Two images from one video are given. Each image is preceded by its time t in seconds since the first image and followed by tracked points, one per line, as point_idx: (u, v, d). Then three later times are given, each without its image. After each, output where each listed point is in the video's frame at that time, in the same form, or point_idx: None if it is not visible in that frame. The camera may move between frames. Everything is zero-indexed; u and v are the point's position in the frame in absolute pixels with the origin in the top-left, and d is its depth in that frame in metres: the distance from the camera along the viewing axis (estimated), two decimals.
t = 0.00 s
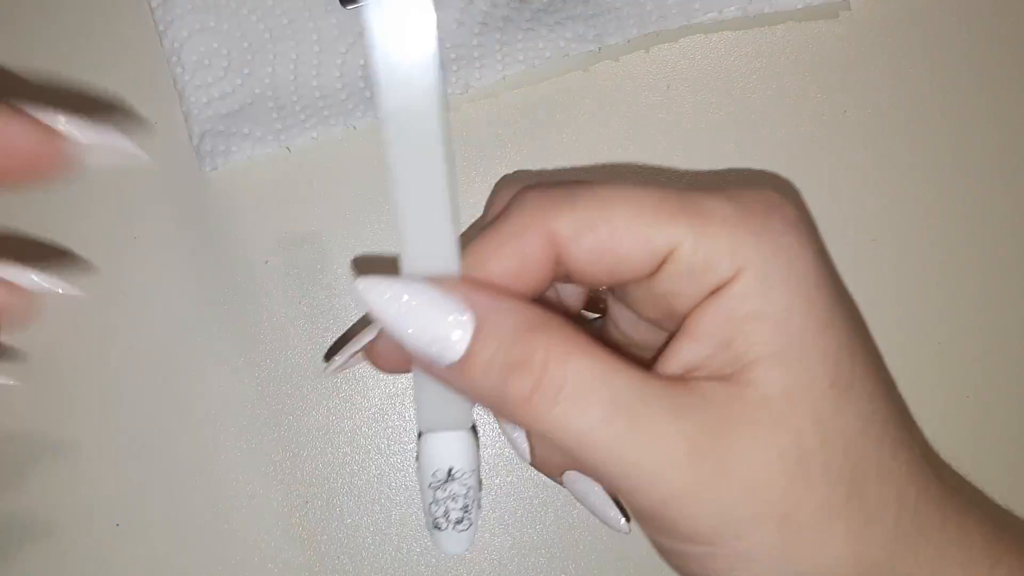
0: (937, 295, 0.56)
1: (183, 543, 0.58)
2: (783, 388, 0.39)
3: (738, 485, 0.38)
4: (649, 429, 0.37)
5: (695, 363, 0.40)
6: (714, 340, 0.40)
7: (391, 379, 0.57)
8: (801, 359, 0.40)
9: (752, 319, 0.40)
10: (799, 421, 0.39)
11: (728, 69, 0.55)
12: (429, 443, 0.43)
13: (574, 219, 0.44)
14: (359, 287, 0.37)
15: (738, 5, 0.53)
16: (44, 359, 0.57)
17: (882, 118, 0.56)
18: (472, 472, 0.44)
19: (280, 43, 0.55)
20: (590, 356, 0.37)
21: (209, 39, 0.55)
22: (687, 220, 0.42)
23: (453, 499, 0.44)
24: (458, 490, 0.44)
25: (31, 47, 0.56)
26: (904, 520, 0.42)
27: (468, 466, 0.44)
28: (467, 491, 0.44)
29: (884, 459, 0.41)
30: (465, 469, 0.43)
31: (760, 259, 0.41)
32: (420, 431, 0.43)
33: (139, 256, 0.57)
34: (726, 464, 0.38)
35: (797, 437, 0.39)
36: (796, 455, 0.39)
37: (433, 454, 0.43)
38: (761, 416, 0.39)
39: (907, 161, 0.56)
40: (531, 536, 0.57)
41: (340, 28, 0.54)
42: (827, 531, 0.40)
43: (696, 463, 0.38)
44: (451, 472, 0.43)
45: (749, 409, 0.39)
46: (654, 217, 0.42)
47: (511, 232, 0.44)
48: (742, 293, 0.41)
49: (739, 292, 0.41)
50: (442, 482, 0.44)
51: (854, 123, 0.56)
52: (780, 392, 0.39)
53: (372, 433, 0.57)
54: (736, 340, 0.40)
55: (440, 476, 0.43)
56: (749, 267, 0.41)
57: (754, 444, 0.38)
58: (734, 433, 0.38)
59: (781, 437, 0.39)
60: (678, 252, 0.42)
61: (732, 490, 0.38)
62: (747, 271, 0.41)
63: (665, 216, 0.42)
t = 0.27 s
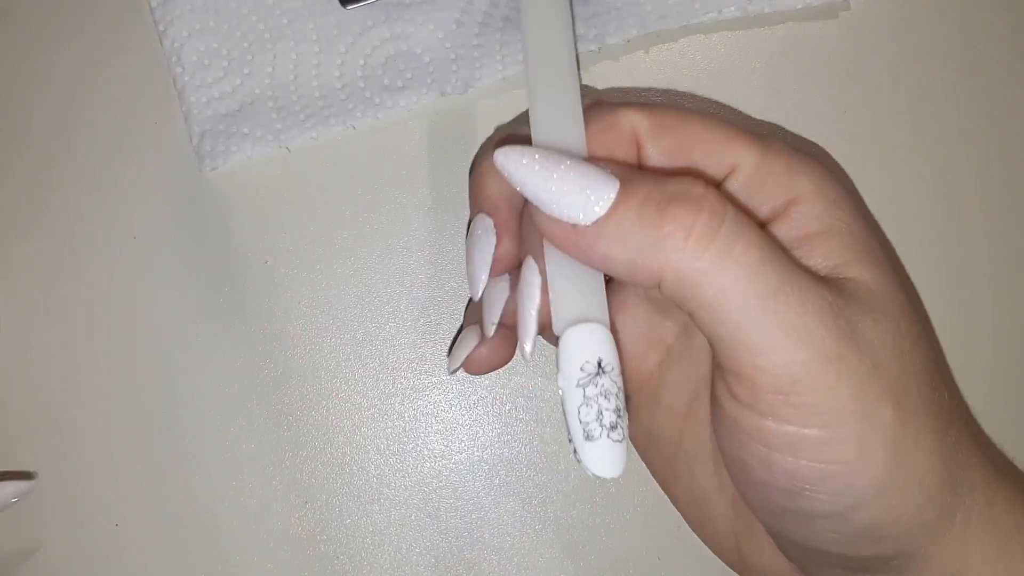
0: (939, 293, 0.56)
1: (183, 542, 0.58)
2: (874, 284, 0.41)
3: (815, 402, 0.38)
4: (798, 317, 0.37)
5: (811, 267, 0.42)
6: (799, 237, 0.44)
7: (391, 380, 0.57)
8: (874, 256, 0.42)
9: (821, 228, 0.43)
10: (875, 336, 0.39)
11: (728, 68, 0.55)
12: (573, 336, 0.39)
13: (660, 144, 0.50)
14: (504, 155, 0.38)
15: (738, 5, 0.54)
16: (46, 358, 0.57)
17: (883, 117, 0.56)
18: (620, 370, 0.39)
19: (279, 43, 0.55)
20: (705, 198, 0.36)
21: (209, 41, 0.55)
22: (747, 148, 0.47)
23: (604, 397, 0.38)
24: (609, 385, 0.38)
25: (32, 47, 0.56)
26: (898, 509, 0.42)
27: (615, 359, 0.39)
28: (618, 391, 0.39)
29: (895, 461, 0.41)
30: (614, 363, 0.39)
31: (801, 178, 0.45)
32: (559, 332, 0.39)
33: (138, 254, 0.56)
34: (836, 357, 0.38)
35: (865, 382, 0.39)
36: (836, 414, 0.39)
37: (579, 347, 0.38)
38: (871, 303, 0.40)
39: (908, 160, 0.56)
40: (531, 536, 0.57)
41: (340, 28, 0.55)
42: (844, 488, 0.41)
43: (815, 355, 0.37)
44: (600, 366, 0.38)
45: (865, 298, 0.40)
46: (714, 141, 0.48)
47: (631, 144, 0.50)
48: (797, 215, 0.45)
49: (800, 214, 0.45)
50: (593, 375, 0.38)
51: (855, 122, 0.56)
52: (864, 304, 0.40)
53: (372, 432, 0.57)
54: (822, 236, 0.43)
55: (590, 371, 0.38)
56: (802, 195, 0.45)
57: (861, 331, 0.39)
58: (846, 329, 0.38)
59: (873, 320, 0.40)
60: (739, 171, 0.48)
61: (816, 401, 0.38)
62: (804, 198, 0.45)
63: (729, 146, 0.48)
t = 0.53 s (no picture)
0: (943, 294, 0.56)
1: (182, 543, 0.57)
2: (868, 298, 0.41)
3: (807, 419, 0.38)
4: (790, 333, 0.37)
5: (804, 284, 0.42)
6: (792, 253, 0.44)
7: (391, 380, 0.56)
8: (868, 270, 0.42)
9: (816, 242, 0.43)
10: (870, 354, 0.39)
11: (730, 68, 0.55)
12: (565, 372, 0.39)
13: (652, 159, 0.50)
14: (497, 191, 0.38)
15: (738, 4, 0.54)
16: (43, 358, 0.57)
17: (886, 116, 0.55)
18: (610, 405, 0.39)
19: (279, 43, 0.55)
20: (698, 219, 0.35)
21: (208, 40, 0.55)
22: (741, 162, 0.47)
23: (595, 434, 0.39)
24: (600, 423, 0.39)
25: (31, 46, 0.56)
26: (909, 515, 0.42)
27: (608, 395, 0.39)
28: (610, 428, 0.39)
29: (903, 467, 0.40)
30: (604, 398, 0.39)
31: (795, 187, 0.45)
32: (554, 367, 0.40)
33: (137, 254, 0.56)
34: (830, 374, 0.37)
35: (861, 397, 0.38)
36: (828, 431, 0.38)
37: (571, 383, 0.39)
38: (864, 321, 0.40)
39: (911, 159, 0.55)
40: (531, 538, 0.57)
41: (340, 27, 0.54)
42: (842, 502, 0.41)
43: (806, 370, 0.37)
44: (590, 401, 0.39)
45: (860, 315, 0.40)
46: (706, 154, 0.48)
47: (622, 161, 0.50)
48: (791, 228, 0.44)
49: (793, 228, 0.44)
50: (584, 412, 0.39)
51: (857, 121, 0.55)
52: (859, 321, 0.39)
53: (372, 433, 0.57)
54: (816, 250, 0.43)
55: (579, 407, 0.39)
56: (797, 211, 0.45)
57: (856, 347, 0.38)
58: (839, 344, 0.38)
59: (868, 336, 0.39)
60: (732, 188, 0.47)
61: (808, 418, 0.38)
62: (797, 214, 0.45)
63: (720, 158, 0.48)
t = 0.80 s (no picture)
0: (943, 294, 0.56)
1: (182, 544, 0.57)
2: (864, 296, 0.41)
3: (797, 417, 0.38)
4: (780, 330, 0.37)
5: (800, 281, 0.42)
6: (789, 250, 0.44)
7: (391, 380, 0.56)
8: (867, 268, 0.42)
9: (814, 239, 0.43)
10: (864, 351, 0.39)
11: (729, 68, 0.55)
12: (546, 358, 0.39)
13: (651, 152, 0.50)
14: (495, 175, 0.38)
15: (738, 4, 0.54)
16: (42, 357, 0.56)
17: (886, 115, 0.55)
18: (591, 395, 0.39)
19: (279, 43, 0.55)
20: (691, 216, 0.36)
21: (208, 40, 0.55)
22: (741, 158, 0.47)
23: (572, 420, 0.39)
24: (577, 409, 0.39)
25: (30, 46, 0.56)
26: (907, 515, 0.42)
27: (588, 383, 0.39)
28: (587, 416, 0.39)
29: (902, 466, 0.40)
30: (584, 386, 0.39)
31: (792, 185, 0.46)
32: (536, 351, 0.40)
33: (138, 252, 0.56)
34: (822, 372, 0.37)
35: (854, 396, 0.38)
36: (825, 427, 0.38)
37: (551, 369, 0.39)
38: (858, 318, 0.40)
39: (911, 159, 0.55)
40: (531, 538, 0.57)
41: (340, 27, 0.55)
42: (838, 503, 0.41)
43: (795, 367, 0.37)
44: (570, 389, 0.39)
45: (853, 312, 0.40)
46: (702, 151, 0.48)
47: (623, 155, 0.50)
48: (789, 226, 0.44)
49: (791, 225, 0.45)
50: (563, 398, 0.39)
51: (857, 121, 0.55)
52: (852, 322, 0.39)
53: (372, 433, 0.57)
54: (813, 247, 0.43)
55: (559, 394, 0.39)
56: (795, 207, 0.45)
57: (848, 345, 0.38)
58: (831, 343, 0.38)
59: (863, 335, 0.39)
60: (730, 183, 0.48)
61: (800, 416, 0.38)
62: (796, 211, 0.45)
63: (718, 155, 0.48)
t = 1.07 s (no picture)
0: (943, 293, 0.56)
1: (182, 543, 0.57)
2: (853, 288, 0.41)
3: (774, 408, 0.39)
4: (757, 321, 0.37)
5: (789, 272, 0.43)
6: (779, 240, 0.44)
7: (391, 380, 0.57)
8: (861, 261, 0.42)
9: (805, 230, 0.44)
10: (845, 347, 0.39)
11: (729, 68, 0.55)
12: (526, 333, 0.39)
13: (648, 140, 0.50)
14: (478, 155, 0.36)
15: (739, 4, 0.54)
16: (42, 356, 0.56)
17: (885, 115, 0.55)
18: (569, 369, 0.39)
19: (278, 43, 0.55)
20: (663, 227, 0.36)
21: (208, 40, 0.55)
22: (738, 148, 0.48)
23: (549, 395, 0.39)
24: (556, 384, 0.39)
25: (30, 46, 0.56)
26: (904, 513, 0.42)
27: (567, 359, 0.39)
28: (565, 390, 0.39)
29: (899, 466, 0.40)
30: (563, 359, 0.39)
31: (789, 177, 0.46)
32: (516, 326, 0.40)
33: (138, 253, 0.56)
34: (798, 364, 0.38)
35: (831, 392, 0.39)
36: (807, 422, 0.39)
37: (530, 344, 0.39)
38: (839, 309, 0.40)
39: (912, 159, 0.55)
40: (531, 538, 0.57)
41: (340, 27, 0.55)
42: (828, 497, 0.41)
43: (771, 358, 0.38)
44: (549, 363, 0.39)
45: (835, 304, 0.40)
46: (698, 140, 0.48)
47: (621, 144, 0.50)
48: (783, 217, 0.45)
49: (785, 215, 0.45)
50: (541, 373, 0.39)
51: (857, 121, 0.55)
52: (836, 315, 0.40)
53: (372, 433, 0.57)
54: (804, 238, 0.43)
55: (537, 368, 0.39)
56: (791, 196, 0.45)
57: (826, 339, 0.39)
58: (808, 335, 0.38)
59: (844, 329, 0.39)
60: (726, 172, 0.48)
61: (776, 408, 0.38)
62: (791, 199, 0.45)
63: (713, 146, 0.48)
